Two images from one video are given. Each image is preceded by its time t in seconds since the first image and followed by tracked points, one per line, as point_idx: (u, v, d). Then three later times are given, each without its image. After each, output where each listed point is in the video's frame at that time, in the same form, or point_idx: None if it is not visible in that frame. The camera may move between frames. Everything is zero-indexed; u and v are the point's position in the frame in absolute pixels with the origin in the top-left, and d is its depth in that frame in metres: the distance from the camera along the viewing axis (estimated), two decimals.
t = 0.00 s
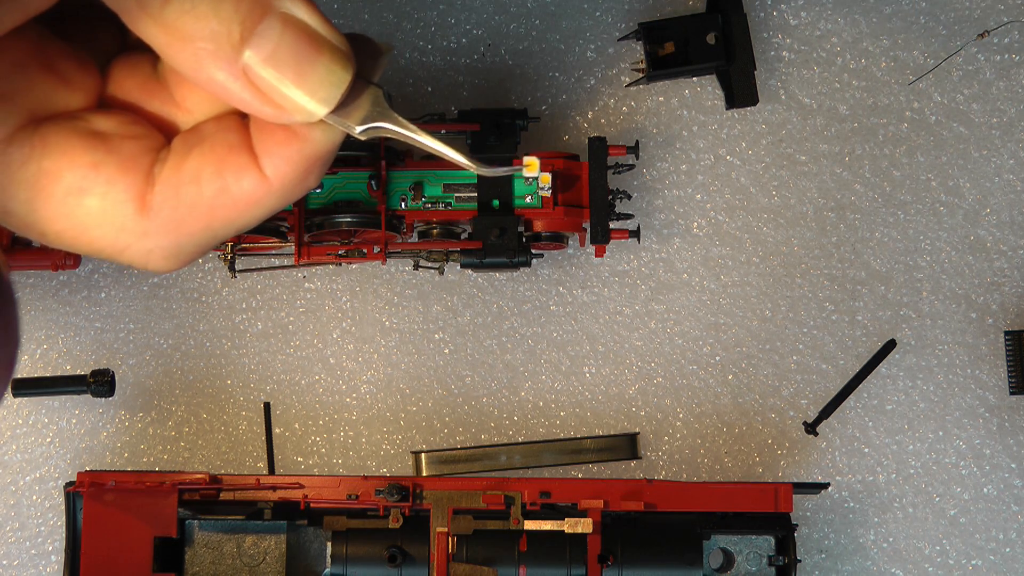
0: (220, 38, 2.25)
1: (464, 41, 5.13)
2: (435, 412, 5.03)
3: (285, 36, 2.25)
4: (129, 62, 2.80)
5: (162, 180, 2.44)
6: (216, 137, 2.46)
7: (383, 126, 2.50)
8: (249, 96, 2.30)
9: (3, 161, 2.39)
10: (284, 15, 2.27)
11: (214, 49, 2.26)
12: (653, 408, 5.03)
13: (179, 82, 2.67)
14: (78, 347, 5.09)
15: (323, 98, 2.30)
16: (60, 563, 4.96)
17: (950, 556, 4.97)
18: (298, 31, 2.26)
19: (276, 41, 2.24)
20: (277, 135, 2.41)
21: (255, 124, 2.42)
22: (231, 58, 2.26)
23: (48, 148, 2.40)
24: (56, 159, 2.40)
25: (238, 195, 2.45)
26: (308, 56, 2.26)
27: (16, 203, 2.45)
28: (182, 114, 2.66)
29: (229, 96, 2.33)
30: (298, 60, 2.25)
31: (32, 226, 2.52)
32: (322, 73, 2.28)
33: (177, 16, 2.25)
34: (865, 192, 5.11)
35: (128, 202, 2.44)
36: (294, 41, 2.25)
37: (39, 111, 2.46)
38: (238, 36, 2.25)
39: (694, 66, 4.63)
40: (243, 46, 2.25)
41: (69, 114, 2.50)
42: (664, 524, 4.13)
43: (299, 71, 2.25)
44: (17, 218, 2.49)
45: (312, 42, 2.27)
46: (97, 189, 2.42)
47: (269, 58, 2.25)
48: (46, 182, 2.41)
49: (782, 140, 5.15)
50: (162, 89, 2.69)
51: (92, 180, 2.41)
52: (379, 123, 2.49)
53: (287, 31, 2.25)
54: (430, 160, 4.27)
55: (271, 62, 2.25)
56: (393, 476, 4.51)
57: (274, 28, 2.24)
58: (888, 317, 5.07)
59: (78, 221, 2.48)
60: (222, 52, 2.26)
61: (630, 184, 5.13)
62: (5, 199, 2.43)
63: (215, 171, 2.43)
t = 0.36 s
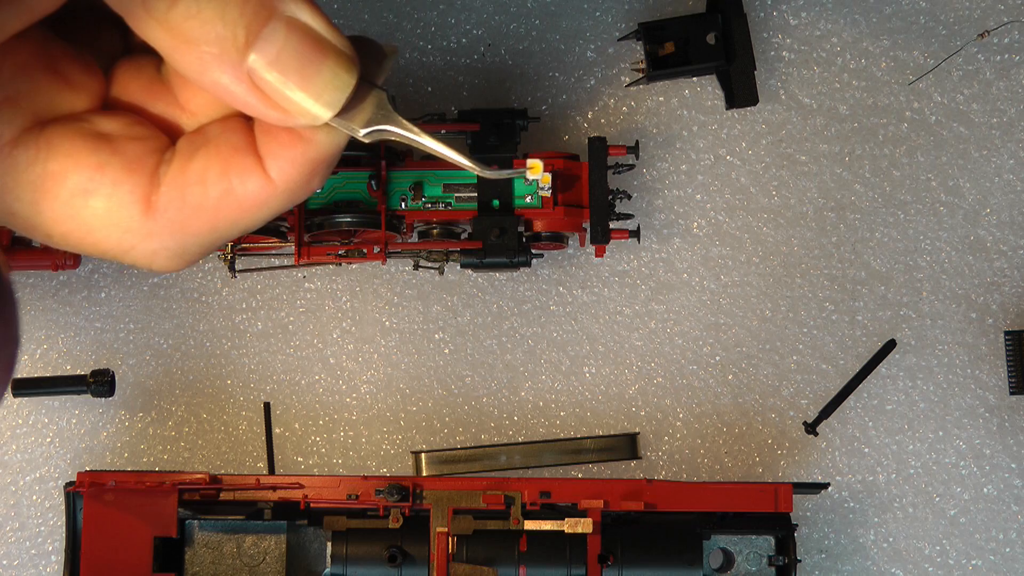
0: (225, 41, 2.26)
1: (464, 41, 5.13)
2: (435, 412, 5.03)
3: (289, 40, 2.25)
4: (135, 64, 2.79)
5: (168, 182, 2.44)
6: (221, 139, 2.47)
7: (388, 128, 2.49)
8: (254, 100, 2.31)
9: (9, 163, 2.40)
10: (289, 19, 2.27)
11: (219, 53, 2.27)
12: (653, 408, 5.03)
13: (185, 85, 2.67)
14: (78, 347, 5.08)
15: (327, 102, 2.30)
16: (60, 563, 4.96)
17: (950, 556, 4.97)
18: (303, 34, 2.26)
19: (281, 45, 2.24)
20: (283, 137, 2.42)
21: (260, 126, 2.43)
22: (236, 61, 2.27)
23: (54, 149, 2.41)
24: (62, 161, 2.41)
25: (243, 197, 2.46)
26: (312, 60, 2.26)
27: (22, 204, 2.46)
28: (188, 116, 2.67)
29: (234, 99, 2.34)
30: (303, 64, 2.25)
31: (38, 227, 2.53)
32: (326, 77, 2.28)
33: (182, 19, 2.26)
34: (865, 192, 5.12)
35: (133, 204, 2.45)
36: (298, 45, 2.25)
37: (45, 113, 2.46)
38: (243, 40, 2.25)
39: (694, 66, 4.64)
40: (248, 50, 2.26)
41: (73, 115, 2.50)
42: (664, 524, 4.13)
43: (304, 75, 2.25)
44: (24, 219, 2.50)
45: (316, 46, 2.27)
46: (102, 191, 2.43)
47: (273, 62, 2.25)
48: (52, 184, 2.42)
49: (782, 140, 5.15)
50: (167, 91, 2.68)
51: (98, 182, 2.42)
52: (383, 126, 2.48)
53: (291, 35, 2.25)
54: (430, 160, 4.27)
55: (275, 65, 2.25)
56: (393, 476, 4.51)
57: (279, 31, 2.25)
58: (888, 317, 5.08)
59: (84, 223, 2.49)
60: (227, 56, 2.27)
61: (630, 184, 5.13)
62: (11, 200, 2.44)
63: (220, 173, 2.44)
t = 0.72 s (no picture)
0: (228, 43, 2.26)
1: (464, 41, 5.13)
2: (435, 412, 5.03)
3: (292, 41, 2.25)
4: (136, 66, 2.79)
5: (169, 184, 2.44)
6: (222, 141, 2.47)
7: (390, 130, 2.48)
8: (256, 101, 2.31)
9: (11, 164, 2.40)
10: (292, 20, 2.27)
11: (222, 55, 2.27)
12: (653, 408, 5.03)
13: (187, 87, 2.67)
14: (78, 348, 5.08)
15: (329, 103, 2.29)
16: (60, 563, 4.96)
17: (950, 556, 4.97)
18: (306, 36, 2.25)
19: (283, 47, 2.24)
20: (284, 139, 2.42)
21: (262, 128, 2.43)
22: (239, 63, 2.27)
23: (56, 149, 2.41)
24: (63, 162, 2.41)
25: (244, 200, 2.46)
26: (314, 61, 2.26)
27: (23, 204, 2.46)
28: (190, 118, 2.68)
29: (236, 101, 2.34)
30: (305, 65, 2.25)
31: (40, 228, 2.53)
32: (328, 78, 2.27)
33: (185, 20, 2.26)
34: (865, 192, 5.11)
35: (134, 206, 2.45)
36: (300, 46, 2.25)
37: (47, 114, 2.46)
38: (246, 41, 2.26)
39: (693, 66, 4.63)
40: (251, 52, 2.26)
41: (75, 116, 2.50)
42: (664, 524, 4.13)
43: (306, 76, 2.25)
44: (25, 220, 2.51)
45: (319, 48, 2.26)
46: (103, 192, 2.43)
47: (276, 63, 2.25)
48: (53, 184, 2.42)
49: (782, 140, 5.15)
50: (170, 93, 2.68)
51: (99, 183, 2.42)
52: (385, 129, 2.47)
53: (294, 36, 2.25)
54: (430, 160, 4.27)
55: (278, 67, 2.25)
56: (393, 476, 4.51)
57: (282, 33, 2.25)
58: (888, 317, 5.08)
59: (85, 223, 2.49)
60: (230, 57, 2.27)
61: (630, 184, 5.13)
62: (13, 201, 2.45)
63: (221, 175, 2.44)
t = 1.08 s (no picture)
0: (230, 40, 2.26)
1: (464, 41, 5.13)
2: (435, 412, 5.03)
3: (293, 39, 2.25)
4: (137, 65, 2.78)
5: (170, 181, 2.44)
6: (223, 139, 2.47)
7: (391, 129, 2.48)
8: (256, 99, 2.30)
9: (12, 162, 2.41)
10: (293, 18, 2.27)
11: (223, 52, 2.27)
12: (653, 408, 5.03)
13: (187, 85, 2.66)
14: (78, 348, 5.08)
15: (330, 101, 2.29)
16: (60, 562, 4.96)
17: (950, 556, 4.97)
18: (307, 34, 2.26)
19: (285, 45, 2.24)
20: (284, 137, 2.42)
21: (263, 126, 2.43)
22: (240, 60, 2.27)
23: (57, 147, 2.41)
24: (64, 160, 2.41)
25: (245, 197, 2.46)
26: (316, 59, 2.26)
27: (24, 202, 2.46)
28: (190, 116, 2.66)
29: (236, 98, 2.34)
30: (307, 63, 2.25)
31: (40, 226, 2.53)
32: (329, 76, 2.27)
33: (187, 18, 2.26)
34: (865, 192, 5.11)
35: (135, 204, 2.45)
36: (302, 44, 2.25)
37: (48, 112, 2.47)
38: (248, 39, 2.26)
39: (693, 66, 4.63)
40: (253, 50, 2.26)
41: (75, 114, 2.50)
42: (664, 524, 4.13)
43: (307, 74, 2.25)
44: (26, 217, 2.51)
45: (320, 45, 2.26)
46: (104, 189, 2.43)
47: (277, 61, 2.25)
48: (54, 182, 2.42)
49: (782, 140, 5.15)
50: (171, 92, 2.68)
51: (100, 180, 2.42)
52: (386, 127, 2.47)
53: (296, 34, 2.25)
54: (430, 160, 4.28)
55: (279, 64, 2.25)
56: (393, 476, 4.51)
57: (283, 31, 2.25)
58: (888, 317, 5.08)
59: (86, 222, 2.49)
60: (231, 55, 2.27)
61: (630, 184, 5.13)
62: (13, 199, 2.45)
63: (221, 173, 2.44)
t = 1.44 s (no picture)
0: (239, 35, 2.26)
1: (464, 41, 5.13)
2: (435, 412, 5.03)
3: (303, 34, 2.25)
4: (143, 60, 2.79)
5: (177, 177, 2.44)
6: (231, 135, 2.47)
7: (399, 125, 2.50)
8: (265, 94, 2.31)
9: (20, 156, 2.40)
10: (303, 14, 2.27)
11: (233, 47, 2.27)
12: (653, 408, 5.03)
13: (195, 82, 2.68)
14: (78, 347, 5.08)
15: (339, 97, 2.30)
16: (60, 563, 4.96)
17: (950, 556, 4.97)
18: (317, 30, 2.26)
19: (295, 41, 2.25)
20: (293, 133, 2.42)
21: (271, 123, 2.43)
22: (250, 55, 2.27)
23: (64, 142, 2.40)
24: (71, 155, 2.40)
25: (253, 193, 2.47)
26: (325, 54, 2.26)
27: (31, 197, 2.46)
28: (197, 113, 2.67)
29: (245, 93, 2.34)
30: (316, 58, 2.25)
31: (46, 220, 2.53)
32: (339, 72, 2.27)
33: (197, 12, 2.26)
34: (865, 192, 5.11)
35: (142, 199, 2.45)
36: (312, 39, 2.25)
37: (55, 108, 2.46)
38: (258, 34, 2.26)
39: (693, 66, 4.63)
40: (262, 45, 2.26)
41: (82, 109, 2.50)
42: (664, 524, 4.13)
43: (317, 70, 2.25)
44: (33, 212, 2.50)
45: (330, 41, 2.27)
46: (112, 185, 2.42)
47: (286, 56, 2.25)
48: (61, 177, 2.42)
49: (782, 140, 5.15)
50: (177, 88, 2.69)
51: (108, 176, 2.41)
52: (394, 124, 2.49)
53: (305, 29, 2.25)
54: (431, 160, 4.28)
55: (289, 60, 2.25)
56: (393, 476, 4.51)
57: (293, 26, 2.25)
58: (888, 317, 5.08)
59: (92, 217, 2.48)
60: (241, 50, 2.27)
61: (630, 184, 5.13)
62: (20, 193, 2.44)
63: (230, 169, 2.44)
